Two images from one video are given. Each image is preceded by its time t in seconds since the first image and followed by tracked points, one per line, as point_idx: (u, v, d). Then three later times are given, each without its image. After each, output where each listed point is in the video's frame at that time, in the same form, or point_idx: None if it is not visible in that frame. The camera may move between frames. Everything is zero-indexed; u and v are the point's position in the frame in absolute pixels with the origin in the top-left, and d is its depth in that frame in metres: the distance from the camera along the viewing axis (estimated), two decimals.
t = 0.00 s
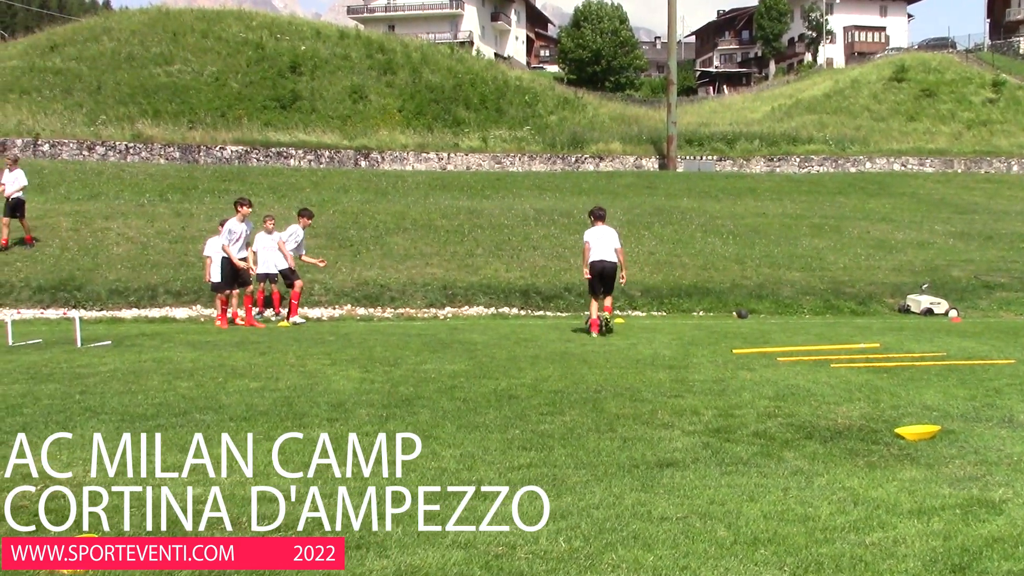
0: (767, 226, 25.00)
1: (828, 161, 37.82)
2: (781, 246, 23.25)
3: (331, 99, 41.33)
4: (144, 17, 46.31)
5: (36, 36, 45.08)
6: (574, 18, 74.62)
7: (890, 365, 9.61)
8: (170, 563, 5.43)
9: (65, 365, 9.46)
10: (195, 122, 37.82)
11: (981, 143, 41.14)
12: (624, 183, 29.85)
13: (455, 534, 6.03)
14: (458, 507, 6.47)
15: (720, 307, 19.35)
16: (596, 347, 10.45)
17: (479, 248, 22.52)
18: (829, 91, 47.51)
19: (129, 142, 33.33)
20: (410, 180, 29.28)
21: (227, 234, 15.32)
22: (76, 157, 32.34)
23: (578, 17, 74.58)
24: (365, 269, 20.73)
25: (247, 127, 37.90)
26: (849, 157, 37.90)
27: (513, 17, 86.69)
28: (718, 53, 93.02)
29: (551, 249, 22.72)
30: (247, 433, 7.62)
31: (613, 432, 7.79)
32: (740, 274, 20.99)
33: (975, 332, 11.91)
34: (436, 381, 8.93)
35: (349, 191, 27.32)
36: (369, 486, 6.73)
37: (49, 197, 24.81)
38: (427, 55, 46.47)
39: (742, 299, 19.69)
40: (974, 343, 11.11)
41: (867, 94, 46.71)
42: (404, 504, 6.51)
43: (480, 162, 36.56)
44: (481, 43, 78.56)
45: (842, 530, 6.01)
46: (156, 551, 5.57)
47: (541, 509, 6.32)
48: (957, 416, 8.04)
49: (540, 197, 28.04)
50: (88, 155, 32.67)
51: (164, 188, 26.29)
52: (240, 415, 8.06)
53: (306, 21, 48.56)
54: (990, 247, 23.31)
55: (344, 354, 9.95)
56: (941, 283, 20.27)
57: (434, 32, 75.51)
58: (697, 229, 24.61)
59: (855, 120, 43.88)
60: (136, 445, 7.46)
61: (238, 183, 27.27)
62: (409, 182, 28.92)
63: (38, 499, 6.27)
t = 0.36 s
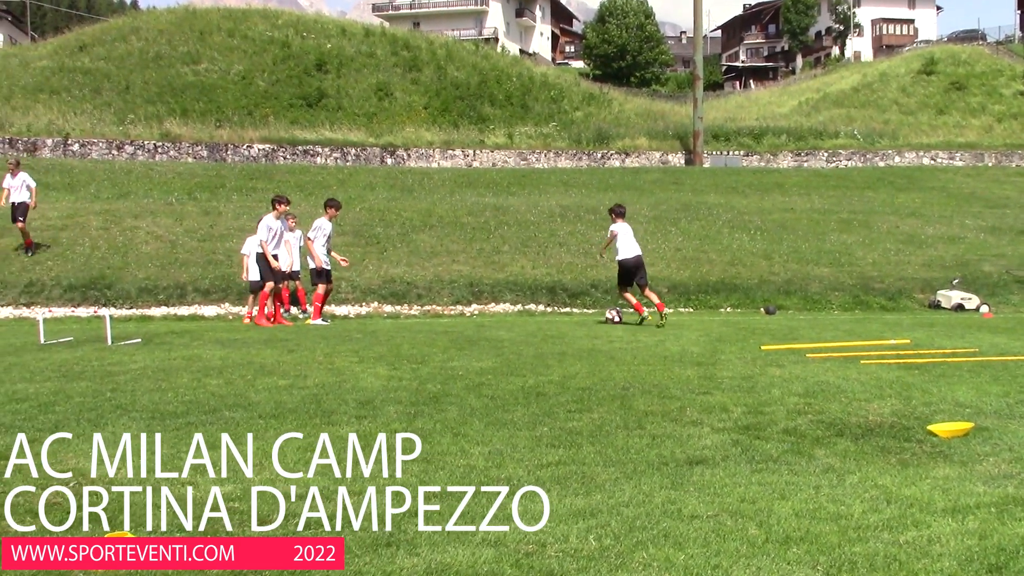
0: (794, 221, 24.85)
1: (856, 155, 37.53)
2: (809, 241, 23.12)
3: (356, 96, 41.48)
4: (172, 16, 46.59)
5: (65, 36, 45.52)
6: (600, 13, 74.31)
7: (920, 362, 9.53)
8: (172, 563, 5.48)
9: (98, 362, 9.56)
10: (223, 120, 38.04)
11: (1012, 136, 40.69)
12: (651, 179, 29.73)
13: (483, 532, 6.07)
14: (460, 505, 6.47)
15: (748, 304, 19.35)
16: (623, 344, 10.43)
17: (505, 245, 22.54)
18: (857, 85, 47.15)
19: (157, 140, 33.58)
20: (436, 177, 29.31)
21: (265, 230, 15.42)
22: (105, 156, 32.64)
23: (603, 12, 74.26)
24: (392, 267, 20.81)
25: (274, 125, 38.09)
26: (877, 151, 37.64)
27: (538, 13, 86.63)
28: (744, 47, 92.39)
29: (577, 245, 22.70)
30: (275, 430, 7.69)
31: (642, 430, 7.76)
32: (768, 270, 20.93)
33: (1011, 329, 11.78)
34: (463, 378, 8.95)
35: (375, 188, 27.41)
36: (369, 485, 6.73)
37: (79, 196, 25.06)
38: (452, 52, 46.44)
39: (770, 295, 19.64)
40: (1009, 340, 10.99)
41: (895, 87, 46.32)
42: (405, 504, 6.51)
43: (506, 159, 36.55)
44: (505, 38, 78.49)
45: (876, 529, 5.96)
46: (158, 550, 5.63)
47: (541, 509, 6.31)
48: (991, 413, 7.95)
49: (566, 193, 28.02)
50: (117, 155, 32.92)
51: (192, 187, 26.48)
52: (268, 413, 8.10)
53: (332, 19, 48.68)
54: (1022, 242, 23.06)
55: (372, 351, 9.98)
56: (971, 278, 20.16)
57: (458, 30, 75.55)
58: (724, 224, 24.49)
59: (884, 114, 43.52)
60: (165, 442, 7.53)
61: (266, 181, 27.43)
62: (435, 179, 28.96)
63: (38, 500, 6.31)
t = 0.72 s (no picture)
0: (827, 217, 24.63)
1: (889, 150, 37.15)
2: (842, 237, 22.92)
3: (386, 96, 41.64)
4: (202, 18, 46.96)
5: (97, 40, 46.06)
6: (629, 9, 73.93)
7: (957, 358, 9.42)
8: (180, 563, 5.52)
9: (134, 363, 9.65)
10: (254, 121, 38.28)
11: None
12: (681, 175, 29.57)
13: (519, 531, 6.08)
14: (481, 508, 6.47)
15: (781, 300, 19.22)
16: (655, 341, 10.40)
17: (535, 243, 22.53)
18: (890, 79, 46.68)
19: (190, 142, 33.92)
20: (465, 176, 29.33)
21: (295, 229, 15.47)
22: (139, 158, 32.95)
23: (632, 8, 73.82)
24: (423, 266, 20.89)
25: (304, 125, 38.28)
26: (911, 145, 37.24)
27: (566, 10, 86.70)
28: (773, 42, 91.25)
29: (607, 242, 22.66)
30: (308, 430, 7.76)
31: (676, 428, 7.73)
32: (800, 266, 20.81)
33: None
34: (496, 376, 8.96)
35: (405, 187, 27.47)
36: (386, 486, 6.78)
37: (113, 198, 25.34)
38: (481, 51, 46.44)
39: (803, 291, 19.52)
40: None
41: (929, 80, 45.81)
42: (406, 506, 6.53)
43: (535, 156, 36.55)
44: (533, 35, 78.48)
45: (915, 528, 5.90)
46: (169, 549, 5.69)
47: (543, 509, 6.33)
48: None
49: (596, 190, 27.96)
50: (150, 156, 33.23)
51: (224, 188, 26.68)
52: (302, 412, 8.17)
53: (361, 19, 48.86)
54: None
55: (403, 350, 10.00)
56: (1008, 274, 19.91)
57: (487, 28, 76.18)
58: (755, 221, 24.33)
59: (917, 108, 43.04)
60: (198, 442, 7.63)
61: (297, 181, 27.57)
62: (465, 178, 28.97)
63: (38, 501, 6.38)
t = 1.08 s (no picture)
0: (861, 216, 24.42)
1: (923, 147, 36.79)
2: (876, 235, 22.75)
3: (416, 96, 41.78)
4: (234, 21, 47.43)
5: (130, 43, 46.66)
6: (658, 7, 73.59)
7: (995, 357, 9.32)
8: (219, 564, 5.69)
9: (170, 363, 9.77)
10: (285, 122, 38.53)
11: None
12: (712, 175, 29.43)
13: (553, 532, 6.12)
14: (512, 509, 6.52)
15: (814, 300, 19.12)
16: (688, 341, 10.38)
17: (566, 243, 22.54)
18: (923, 76, 46.19)
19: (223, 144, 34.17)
20: (496, 176, 29.35)
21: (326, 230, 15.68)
22: (172, 159, 33.29)
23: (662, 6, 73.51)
24: (454, 266, 20.98)
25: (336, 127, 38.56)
26: (945, 142, 36.84)
27: (595, 9, 86.55)
28: (806, 39, 90.55)
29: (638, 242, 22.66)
30: (342, 432, 7.87)
31: (710, 429, 7.69)
32: (833, 265, 20.69)
33: None
34: (528, 376, 8.98)
35: (436, 187, 27.56)
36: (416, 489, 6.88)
37: (147, 200, 25.62)
38: (511, 51, 46.48)
39: (836, 291, 19.40)
40: None
41: (963, 77, 45.29)
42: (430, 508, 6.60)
43: (565, 156, 36.49)
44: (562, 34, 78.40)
45: (955, 530, 5.84)
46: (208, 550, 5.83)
47: (553, 509, 6.37)
48: None
49: (627, 190, 27.91)
50: (184, 158, 33.58)
51: (257, 189, 26.88)
52: (335, 411, 8.27)
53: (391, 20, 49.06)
54: None
55: (435, 350, 10.05)
56: None
57: (515, 28, 76.33)
58: (788, 219, 24.19)
59: (951, 105, 42.54)
60: (235, 441, 7.78)
61: (329, 182, 27.71)
62: (495, 178, 28.99)
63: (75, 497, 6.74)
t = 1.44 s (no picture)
0: (891, 215, 24.23)
1: (954, 147, 36.47)
2: (906, 235, 22.57)
3: (443, 97, 41.89)
4: (262, 22, 47.86)
5: (160, 45, 47.17)
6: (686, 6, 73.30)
7: None
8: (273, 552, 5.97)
9: (200, 361, 9.86)
10: (313, 123, 38.75)
11: None
12: (740, 174, 29.28)
13: (583, 532, 6.12)
14: (541, 513, 6.53)
15: (843, 300, 19.05)
16: (716, 341, 10.36)
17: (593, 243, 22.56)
18: (954, 74, 45.76)
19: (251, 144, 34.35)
20: (523, 175, 29.31)
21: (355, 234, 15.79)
22: (201, 160, 33.53)
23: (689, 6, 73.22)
24: (481, 266, 21.02)
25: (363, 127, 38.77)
26: (977, 141, 36.52)
27: (622, 9, 86.39)
28: (835, 37, 89.97)
29: (665, 241, 22.65)
30: (371, 431, 7.94)
31: (739, 429, 7.67)
32: (863, 265, 20.58)
33: None
34: (555, 376, 8.99)
35: (462, 187, 27.64)
36: (445, 493, 6.91)
37: (177, 200, 25.84)
38: (538, 51, 46.55)
39: (866, 291, 19.31)
40: None
41: (995, 76, 44.84)
42: (460, 511, 6.63)
43: (592, 156, 36.44)
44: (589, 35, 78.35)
45: (990, 533, 5.77)
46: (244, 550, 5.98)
47: (580, 511, 6.39)
48: None
49: (654, 189, 27.84)
50: (213, 159, 33.82)
51: (286, 189, 27.02)
52: (364, 410, 8.34)
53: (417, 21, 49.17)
54: None
55: (462, 349, 10.10)
56: None
57: (542, 27, 76.41)
58: (816, 219, 24.07)
59: (983, 104, 42.11)
60: (265, 440, 7.89)
61: (357, 182, 27.80)
62: (522, 177, 28.99)
63: (110, 498, 6.90)
